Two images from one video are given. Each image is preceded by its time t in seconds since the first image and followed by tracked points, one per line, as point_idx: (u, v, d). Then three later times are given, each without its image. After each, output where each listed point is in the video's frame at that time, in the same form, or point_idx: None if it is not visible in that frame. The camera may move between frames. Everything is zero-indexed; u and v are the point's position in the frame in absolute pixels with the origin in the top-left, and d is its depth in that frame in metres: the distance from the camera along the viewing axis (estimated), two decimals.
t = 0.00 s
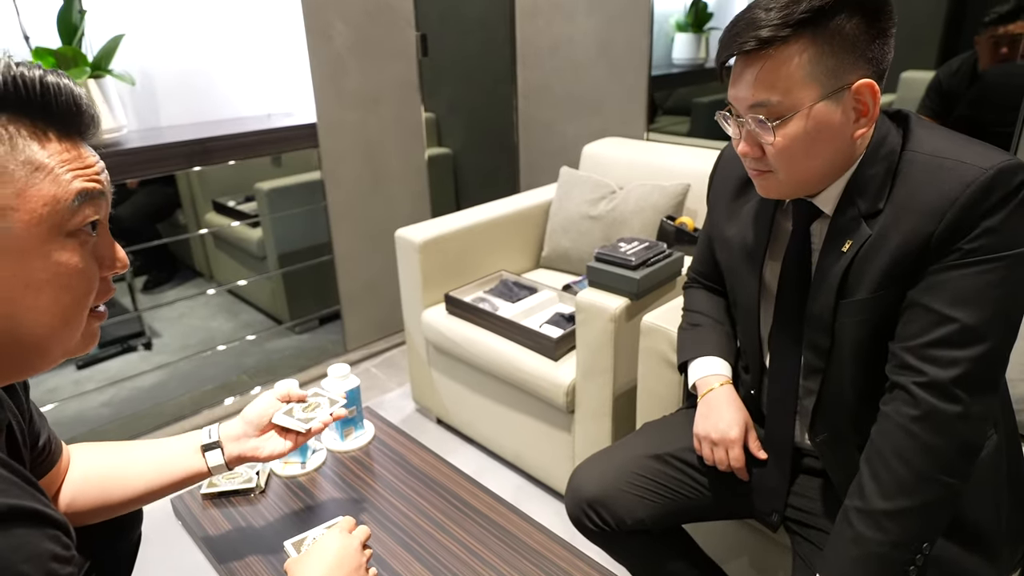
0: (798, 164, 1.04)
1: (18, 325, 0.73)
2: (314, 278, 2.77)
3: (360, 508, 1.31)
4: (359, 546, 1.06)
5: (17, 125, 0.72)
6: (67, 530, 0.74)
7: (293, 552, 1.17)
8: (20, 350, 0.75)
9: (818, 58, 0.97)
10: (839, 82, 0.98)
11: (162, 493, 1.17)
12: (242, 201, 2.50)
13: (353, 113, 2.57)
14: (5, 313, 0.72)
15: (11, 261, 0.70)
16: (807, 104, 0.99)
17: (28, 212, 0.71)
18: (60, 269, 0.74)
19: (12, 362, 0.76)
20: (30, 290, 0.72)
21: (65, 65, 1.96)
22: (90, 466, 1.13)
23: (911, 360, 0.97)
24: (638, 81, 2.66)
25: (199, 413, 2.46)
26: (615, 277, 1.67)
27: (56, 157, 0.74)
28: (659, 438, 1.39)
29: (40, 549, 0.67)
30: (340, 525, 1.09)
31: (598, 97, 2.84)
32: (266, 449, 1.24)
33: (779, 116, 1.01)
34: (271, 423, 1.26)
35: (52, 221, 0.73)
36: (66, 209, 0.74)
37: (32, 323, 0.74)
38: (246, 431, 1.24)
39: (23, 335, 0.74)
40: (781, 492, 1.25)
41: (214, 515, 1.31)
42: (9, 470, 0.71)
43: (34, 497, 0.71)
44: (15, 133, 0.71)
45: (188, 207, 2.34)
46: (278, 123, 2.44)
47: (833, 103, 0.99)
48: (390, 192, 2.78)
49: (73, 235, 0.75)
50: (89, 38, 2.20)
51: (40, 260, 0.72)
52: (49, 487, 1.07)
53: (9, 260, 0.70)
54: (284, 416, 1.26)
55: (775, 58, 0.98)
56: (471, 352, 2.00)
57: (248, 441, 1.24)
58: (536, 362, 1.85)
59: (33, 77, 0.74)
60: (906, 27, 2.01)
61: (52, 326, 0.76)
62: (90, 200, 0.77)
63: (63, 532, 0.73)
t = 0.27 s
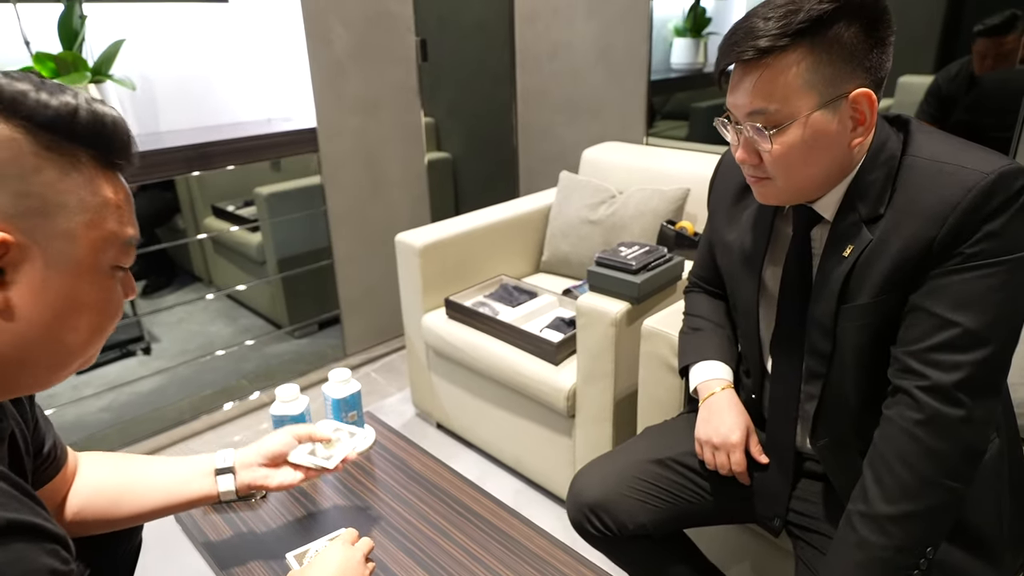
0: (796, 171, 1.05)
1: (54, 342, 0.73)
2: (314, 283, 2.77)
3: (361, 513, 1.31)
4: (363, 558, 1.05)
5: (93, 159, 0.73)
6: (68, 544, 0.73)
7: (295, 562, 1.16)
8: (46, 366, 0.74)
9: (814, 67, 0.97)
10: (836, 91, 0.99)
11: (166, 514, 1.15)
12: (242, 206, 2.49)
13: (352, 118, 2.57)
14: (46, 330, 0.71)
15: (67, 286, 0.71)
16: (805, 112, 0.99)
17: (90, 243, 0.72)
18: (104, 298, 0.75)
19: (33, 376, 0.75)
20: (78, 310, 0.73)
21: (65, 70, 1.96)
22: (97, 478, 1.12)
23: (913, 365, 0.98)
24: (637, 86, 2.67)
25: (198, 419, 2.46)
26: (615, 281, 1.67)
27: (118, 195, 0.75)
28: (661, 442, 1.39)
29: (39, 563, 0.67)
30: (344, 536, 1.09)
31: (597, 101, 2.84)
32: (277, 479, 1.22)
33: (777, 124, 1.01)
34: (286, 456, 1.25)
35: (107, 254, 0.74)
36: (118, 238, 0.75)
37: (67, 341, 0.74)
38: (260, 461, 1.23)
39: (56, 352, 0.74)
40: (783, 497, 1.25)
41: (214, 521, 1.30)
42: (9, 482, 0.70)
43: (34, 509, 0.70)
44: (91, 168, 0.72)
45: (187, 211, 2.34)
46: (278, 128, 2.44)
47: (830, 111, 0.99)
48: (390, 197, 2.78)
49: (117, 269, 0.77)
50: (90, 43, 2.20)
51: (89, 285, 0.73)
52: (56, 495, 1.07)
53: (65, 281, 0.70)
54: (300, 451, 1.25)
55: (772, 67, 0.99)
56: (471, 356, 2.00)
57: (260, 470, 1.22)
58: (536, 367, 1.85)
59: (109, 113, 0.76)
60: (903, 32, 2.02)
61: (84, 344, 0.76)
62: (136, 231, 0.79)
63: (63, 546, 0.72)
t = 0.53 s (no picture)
0: (796, 176, 1.05)
1: (71, 346, 0.73)
2: (315, 287, 2.77)
3: (363, 516, 1.31)
4: (369, 564, 1.05)
5: (107, 164, 0.74)
6: (75, 547, 0.73)
7: (302, 568, 1.16)
8: (61, 370, 0.74)
9: (814, 73, 0.98)
10: (836, 96, 0.99)
11: (172, 521, 1.15)
12: (243, 209, 2.48)
13: (354, 122, 2.58)
14: (65, 333, 0.71)
15: (85, 289, 0.71)
16: (806, 118, 1.00)
17: (107, 247, 0.72)
18: (119, 302, 0.76)
19: (47, 381, 0.74)
20: (95, 313, 0.73)
21: (68, 73, 1.97)
22: (109, 482, 1.12)
23: (916, 368, 0.98)
24: (637, 91, 2.68)
25: (199, 422, 2.46)
26: (617, 284, 1.68)
27: (130, 199, 0.76)
28: (663, 445, 1.39)
29: (46, 567, 0.67)
30: (349, 541, 1.08)
31: (598, 106, 2.85)
32: (286, 489, 1.23)
33: (777, 130, 1.02)
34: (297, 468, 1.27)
35: (121, 257, 0.75)
36: (131, 240, 0.76)
37: (83, 344, 0.74)
38: (272, 471, 1.25)
39: (73, 355, 0.74)
40: (785, 500, 1.25)
41: (218, 524, 1.30)
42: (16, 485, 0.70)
43: (41, 512, 0.70)
44: (105, 172, 0.73)
45: (189, 216, 2.34)
46: (280, 132, 2.44)
47: (830, 117, 1.00)
48: (391, 200, 2.78)
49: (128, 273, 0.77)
50: (93, 47, 2.21)
51: (105, 287, 0.73)
52: (68, 498, 1.06)
53: (83, 283, 0.71)
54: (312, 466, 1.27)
55: (772, 74, 0.99)
56: (472, 360, 2.00)
57: (271, 481, 1.23)
58: (538, 370, 1.85)
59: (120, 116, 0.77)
60: (903, 37, 2.03)
61: (98, 347, 0.76)
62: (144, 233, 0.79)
63: (70, 549, 0.72)
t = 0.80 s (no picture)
0: (798, 176, 1.06)
1: (83, 339, 0.74)
2: (318, 287, 2.79)
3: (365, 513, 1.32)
4: (371, 561, 1.06)
5: (119, 161, 0.75)
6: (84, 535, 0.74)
7: (304, 565, 1.17)
8: (72, 363, 0.75)
9: (815, 74, 0.99)
10: (837, 96, 1.00)
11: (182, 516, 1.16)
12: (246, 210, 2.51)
13: (358, 123, 2.60)
14: (76, 327, 0.73)
15: (98, 283, 0.72)
16: (807, 118, 1.01)
17: (119, 243, 0.74)
18: (129, 297, 0.77)
19: (57, 374, 0.75)
20: (106, 307, 0.74)
21: (75, 74, 1.98)
22: (118, 477, 1.13)
23: (916, 366, 0.99)
24: (640, 94, 2.70)
25: (202, 421, 2.47)
26: (619, 285, 1.69)
27: (141, 196, 0.77)
28: (665, 444, 1.40)
29: (56, 553, 0.67)
30: (351, 539, 1.09)
31: (600, 108, 2.87)
32: (296, 493, 1.24)
33: (779, 131, 1.03)
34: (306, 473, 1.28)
35: (132, 253, 0.76)
36: (142, 236, 0.77)
37: (94, 337, 0.75)
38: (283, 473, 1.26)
39: (84, 348, 0.75)
40: (786, 498, 1.25)
41: (222, 521, 1.31)
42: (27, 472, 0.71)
43: (51, 499, 0.71)
44: (117, 169, 0.74)
45: (193, 217, 2.35)
46: (284, 134, 2.46)
47: (831, 116, 1.01)
48: (394, 202, 2.80)
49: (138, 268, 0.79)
50: (100, 48, 2.22)
51: (117, 282, 0.75)
52: (77, 491, 1.08)
53: (96, 278, 0.72)
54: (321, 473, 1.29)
55: (774, 75, 1.00)
56: (474, 360, 2.01)
57: (280, 482, 1.24)
58: (540, 370, 1.86)
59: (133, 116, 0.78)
60: (904, 41, 2.04)
61: (107, 340, 0.77)
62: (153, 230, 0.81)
63: (80, 536, 0.73)
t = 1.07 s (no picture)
0: (802, 171, 1.07)
1: (88, 321, 0.75)
2: (323, 283, 2.80)
3: (369, 503, 1.33)
4: (375, 545, 1.07)
5: (122, 144, 0.76)
6: (91, 514, 0.74)
7: (309, 548, 1.19)
8: (78, 345, 0.77)
9: (817, 70, 1.00)
10: (840, 92, 1.01)
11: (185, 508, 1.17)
12: (251, 207, 2.54)
13: (363, 120, 2.61)
14: (81, 309, 0.74)
15: (102, 266, 0.73)
16: (810, 114, 1.02)
17: (122, 226, 0.75)
18: (135, 280, 0.78)
19: (64, 356, 0.77)
20: (110, 290, 0.75)
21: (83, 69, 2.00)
22: (125, 465, 1.15)
23: (917, 358, 0.99)
24: (644, 92, 2.70)
25: (207, 415, 2.49)
26: (622, 280, 1.70)
27: (145, 180, 0.78)
28: (667, 437, 1.41)
29: (63, 531, 0.67)
30: (356, 523, 1.10)
31: (604, 106, 2.87)
32: (296, 491, 1.26)
33: (783, 127, 1.04)
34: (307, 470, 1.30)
35: (136, 237, 0.77)
36: (145, 220, 0.78)
37: (100, 319, 0.76)
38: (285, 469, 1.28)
39: (89, 331, 0.76)
40: (787, 491, 1.26)
41: (227, 508, 1.33)
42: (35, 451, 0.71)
43: (59, 477, 0.71)
44: (119, 151, 0.75)
45: (198, 214, 2.37)
46: (289, 130, 2.47)
47: (834, 111, 1.02)
48: (399, 198, 2.81)
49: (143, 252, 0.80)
50: (108, 43, 2.24)
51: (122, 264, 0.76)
52: (84, 476, 1.10)
53: (100, 260, 0.73)
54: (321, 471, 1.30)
55: (776, 71, 1.01)
56: (478, 355, 2.02)
57: (282, 479, 1.26)
58: (543, 365, 1.87)
59: (134, 99, 0.79)
60: (909, 40, 2.04)
61: (113, 323, 0.78)
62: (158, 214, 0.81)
63: (87, 515, 0.73)
